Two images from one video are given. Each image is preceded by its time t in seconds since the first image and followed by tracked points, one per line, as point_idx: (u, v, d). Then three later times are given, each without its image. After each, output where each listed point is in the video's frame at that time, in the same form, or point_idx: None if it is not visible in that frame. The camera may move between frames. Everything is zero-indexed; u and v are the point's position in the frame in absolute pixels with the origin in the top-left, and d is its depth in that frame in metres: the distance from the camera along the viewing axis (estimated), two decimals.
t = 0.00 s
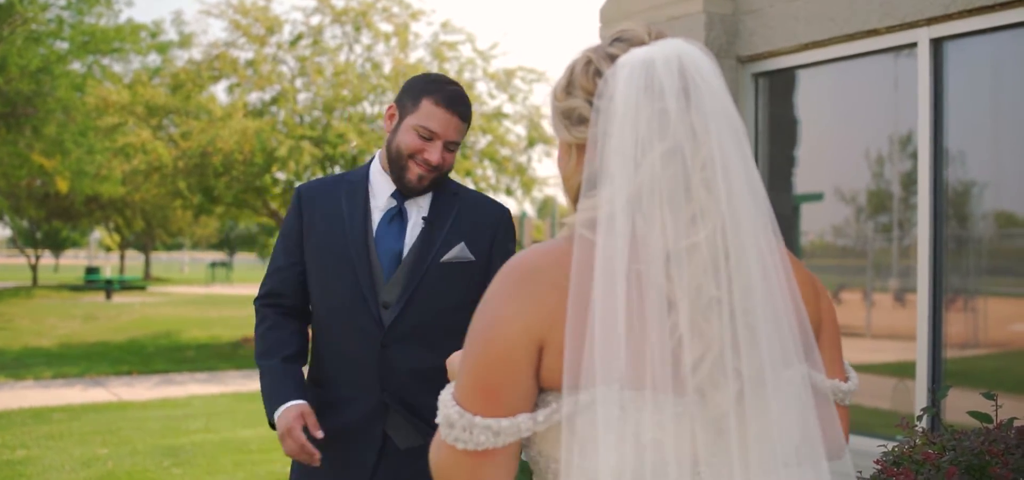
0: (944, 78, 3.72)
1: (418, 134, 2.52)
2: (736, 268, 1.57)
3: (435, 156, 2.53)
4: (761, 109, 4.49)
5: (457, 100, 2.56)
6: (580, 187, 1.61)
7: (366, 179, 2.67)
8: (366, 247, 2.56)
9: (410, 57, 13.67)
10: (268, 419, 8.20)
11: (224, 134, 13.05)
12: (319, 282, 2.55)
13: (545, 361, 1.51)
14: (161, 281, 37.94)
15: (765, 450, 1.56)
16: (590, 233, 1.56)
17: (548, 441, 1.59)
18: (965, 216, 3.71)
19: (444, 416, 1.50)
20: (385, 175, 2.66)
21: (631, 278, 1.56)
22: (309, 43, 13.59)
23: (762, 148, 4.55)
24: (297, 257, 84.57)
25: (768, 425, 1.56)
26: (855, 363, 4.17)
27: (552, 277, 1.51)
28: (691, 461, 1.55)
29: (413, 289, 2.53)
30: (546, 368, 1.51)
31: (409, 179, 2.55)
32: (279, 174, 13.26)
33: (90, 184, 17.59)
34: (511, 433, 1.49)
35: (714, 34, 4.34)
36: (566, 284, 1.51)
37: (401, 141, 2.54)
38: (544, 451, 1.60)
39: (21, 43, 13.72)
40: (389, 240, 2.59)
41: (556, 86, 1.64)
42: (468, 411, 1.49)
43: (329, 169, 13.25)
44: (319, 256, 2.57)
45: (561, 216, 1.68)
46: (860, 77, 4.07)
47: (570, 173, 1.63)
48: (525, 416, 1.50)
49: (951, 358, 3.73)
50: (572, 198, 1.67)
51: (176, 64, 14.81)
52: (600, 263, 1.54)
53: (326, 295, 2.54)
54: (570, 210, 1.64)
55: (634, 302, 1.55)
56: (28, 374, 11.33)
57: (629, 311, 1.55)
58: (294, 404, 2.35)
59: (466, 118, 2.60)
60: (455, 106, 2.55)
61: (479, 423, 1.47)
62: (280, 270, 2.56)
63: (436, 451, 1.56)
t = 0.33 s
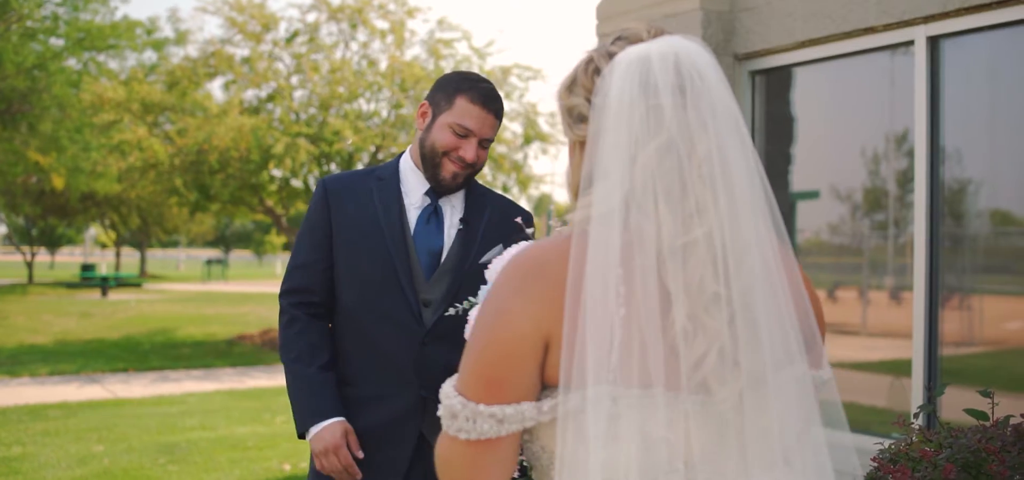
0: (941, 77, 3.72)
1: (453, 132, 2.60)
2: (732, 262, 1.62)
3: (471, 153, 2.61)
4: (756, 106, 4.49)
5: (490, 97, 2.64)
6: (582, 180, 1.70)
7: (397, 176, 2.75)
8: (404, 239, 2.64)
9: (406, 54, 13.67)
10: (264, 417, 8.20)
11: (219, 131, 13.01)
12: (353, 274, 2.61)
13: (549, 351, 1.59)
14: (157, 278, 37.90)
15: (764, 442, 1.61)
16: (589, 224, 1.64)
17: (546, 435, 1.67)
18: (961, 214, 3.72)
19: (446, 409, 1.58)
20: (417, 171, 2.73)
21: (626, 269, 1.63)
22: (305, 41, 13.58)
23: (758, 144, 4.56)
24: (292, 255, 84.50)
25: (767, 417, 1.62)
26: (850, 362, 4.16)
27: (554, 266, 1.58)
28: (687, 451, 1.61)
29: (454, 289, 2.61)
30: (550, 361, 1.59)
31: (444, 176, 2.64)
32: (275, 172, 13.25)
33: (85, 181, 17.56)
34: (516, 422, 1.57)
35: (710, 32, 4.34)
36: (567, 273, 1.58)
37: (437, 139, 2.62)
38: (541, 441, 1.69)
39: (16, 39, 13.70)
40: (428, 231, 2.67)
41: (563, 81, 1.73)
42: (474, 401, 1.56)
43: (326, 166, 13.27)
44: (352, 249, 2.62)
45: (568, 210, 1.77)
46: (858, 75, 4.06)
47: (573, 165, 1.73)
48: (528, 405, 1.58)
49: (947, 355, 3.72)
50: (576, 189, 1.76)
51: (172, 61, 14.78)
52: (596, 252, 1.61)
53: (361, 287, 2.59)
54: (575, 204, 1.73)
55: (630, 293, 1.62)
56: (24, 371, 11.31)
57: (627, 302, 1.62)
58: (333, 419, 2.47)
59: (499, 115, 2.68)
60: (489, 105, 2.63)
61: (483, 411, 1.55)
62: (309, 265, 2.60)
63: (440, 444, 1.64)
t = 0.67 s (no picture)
0: (938, 73, 3.73)
1: (453, 105, 2.70)
2: (749, 273, 1.63)
3: (473, 119, 2.70)
4: (755, 101, 4.52)
5: (476, 69, 2.76)
6: (597, 178, 1.71)
7: (413, 175, 2.79)
8: (429, 233, 2.70)
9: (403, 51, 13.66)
10: (263, 414, 8.19)
11: (216, 128, 12.98)
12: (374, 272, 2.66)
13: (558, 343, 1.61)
14: (154, 275, 37.88)
15: (775, 440, 1.64)
16: (605, 222, 1.65)
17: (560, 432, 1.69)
18: (957, 209, 3.71)
19: (464, 408, 1.62)
20: (432, 160, 2.79)
21: (638, 272, 1.64)
22: (302, 37, 13.57)
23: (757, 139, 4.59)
24: (288, 252, 84.46)
25: (777, 420, 1.64)
26: (848, 357, 4.16)
27: (569, 265, 1.60)
28: (695, 447, 1.62)
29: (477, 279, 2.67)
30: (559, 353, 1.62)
31: (455, 151, 2.70)
32: (272, 168, 13.25)
33: (82, 177, 17.54)
34: (532, 418, 1.60)
35: (708, 28, 4.35)
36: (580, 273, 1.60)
37: (439, 118, 2.71)
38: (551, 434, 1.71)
39: (13, 36, 13.69)
40: (451, 229, 2.74)
41: (586, 73, 1.73)
42: (486, 397, 1.60)
43: (323, 163, 13.30)
44: (373, 248, 2.66)
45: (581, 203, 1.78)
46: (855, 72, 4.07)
47: (590, 158, 1.74)
48: (542, 397, 1.61)
49: (944, 351, 3.74)
50: (591, 182, 1.76)
51: (169, 58, 14.75)
52: (611, 256, 1.62)
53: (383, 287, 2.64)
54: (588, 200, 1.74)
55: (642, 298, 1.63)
56: (22, 368, 11.31)
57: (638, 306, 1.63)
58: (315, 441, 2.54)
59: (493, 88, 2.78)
60: (477, 73, 2.75)
61: (495, 406, 1.58)
62: (327, 265, 2.61)
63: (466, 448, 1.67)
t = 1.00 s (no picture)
0: (937, 68, 3.72)
1: (460, 100, 2.66)
2: (750, 268, 1.63)
3: (482, 111, 2.66)
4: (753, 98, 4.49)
5: (479, 58, 2.72)
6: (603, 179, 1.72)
7: (424, 167, 2.79)
8: (439, 229, 2.70)
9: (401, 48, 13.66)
10: (261, 411, 8.19)
11: (215, 125, 12.97)
12: (383, 263, 2.68)
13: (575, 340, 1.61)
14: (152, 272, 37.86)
15: (782, 438, 1.64)
16: (608, 221, 1.65)
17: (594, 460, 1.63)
18: (955, 206, 3.71)
19: (487, 413, 1.59)
20: (443, 155, 2.77)
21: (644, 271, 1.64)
22: (300, 34, 13.56)
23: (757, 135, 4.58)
24: (287, 248, 84.44)
25: (783, 415, 1.64)
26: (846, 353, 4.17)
27: (577, 262, 1.61)
28: (702, 444, 1.61)
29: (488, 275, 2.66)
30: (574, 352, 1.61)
31: (467, 145, 2.67)
32: (270, 165, 13.26)
33: (80, 174, 17.54)
34: (554, 429, 1.58)
35: (707, 24, 4.33)
36: (588, 269, 1.61)
37: (447, 114, 2.68)
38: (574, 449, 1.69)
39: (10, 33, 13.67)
40: (461, 227, 2.73)
41: (589, 77, 1.75)
42: (512, 406, 1.56)
43: (321, 159, 13.33)
44: (380, 243, 2.69)
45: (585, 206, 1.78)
46: (855, 68, 4.05)
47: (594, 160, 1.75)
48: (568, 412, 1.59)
49: (943, 347, 3.72)
50: (596, 185, 1.77)
51: (166, 54, 14.75)
52: (616, 256, 1.62)
53: (390, 282, 2.67)
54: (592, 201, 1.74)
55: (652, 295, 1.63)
56: (20, 365, 11.31)
57: (645, 305, 1.64)
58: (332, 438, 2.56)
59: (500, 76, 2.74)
60: (481, 64, 2.72)
61: (524, 418, 1.55)
62: (333, 260, 2.63)
63: (487, 452, 1.64)
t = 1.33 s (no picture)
0: (935, 65, 3.72)
1: (443, 97, 2.62)
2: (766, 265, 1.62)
3: (468, 107, 2.62)
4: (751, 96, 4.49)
5: (455, 49, 2.67)
6: (621, 174, 1.71)
7: (416, 166, 2.76)
8: (439, 226, 2.68)
9: (398, 46, 13.64)
10: (259, 410, 8.17)
11: (211, 123, 12.95)
12: (381, 264, 2.64)
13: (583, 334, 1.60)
14: (148, 271, 37.78)
15: (792, 436, 1.65)
16: (626, 217, 1.65)
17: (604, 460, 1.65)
18: (951, 202, 3.70)
19: (496, 409, 1.60)
20: (430, 151, 2.75)
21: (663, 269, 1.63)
22: (297, 32, 13.55)
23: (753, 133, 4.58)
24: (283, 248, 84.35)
25: (794, 414, 1.65)
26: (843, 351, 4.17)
27: (590, 257, 1.60)
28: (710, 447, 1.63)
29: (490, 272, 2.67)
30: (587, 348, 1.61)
31: (457, 142, 2.65)
32: (267, 163, 13.23)
33: (75, 173, 17.50)
34: (561, 428, 1.59)
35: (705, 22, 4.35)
36: (604, 265, 1.60)
37: (432, 114, 2.64)
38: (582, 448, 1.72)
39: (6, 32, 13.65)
40: (459, 220, 2.73)
41: (610, 79, 1.75)
42: (519, 401, 1.58)
43: (318, 157, 13.30)
44: (380, 241, 2.65)
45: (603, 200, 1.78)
46: (851, 65, 4.05)
47: (614, 158, 1.75)
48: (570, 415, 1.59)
49: (942, 343, 3.73)
50: (615, 181, 1.77)
51: (163, 52, 14.73)
52: (635, 255, 1.62)
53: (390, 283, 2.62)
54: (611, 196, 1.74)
55: (668, 292, 1.62)
56: (16, 364, 11.27)
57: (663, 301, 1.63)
58: (334, 456, 2.49)
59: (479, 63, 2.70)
60: (458, 56, 2.66)
61: (530, 416, 1.56)
62: (331, 267, 2.57)
63: (494, 450, 1.65)
